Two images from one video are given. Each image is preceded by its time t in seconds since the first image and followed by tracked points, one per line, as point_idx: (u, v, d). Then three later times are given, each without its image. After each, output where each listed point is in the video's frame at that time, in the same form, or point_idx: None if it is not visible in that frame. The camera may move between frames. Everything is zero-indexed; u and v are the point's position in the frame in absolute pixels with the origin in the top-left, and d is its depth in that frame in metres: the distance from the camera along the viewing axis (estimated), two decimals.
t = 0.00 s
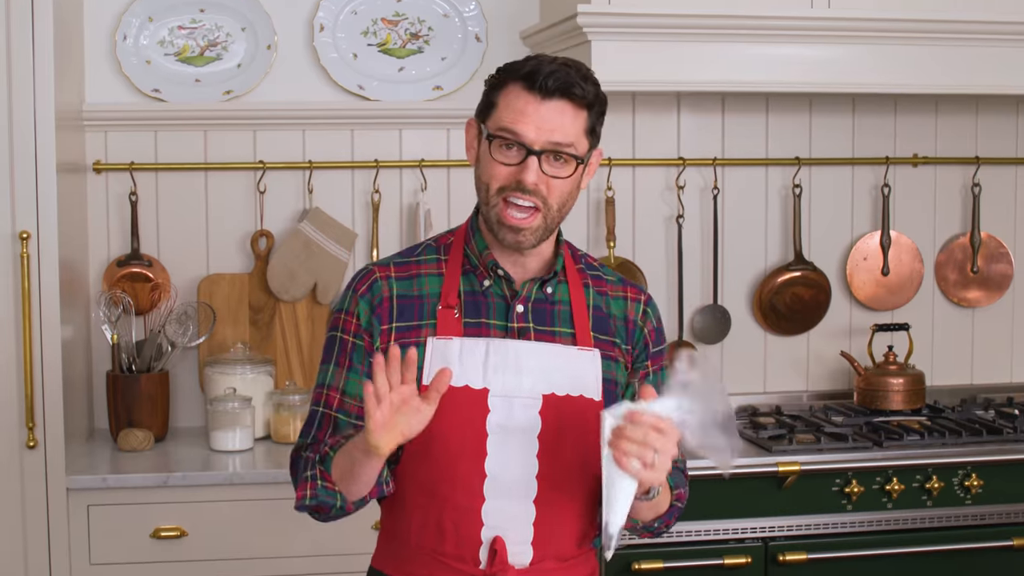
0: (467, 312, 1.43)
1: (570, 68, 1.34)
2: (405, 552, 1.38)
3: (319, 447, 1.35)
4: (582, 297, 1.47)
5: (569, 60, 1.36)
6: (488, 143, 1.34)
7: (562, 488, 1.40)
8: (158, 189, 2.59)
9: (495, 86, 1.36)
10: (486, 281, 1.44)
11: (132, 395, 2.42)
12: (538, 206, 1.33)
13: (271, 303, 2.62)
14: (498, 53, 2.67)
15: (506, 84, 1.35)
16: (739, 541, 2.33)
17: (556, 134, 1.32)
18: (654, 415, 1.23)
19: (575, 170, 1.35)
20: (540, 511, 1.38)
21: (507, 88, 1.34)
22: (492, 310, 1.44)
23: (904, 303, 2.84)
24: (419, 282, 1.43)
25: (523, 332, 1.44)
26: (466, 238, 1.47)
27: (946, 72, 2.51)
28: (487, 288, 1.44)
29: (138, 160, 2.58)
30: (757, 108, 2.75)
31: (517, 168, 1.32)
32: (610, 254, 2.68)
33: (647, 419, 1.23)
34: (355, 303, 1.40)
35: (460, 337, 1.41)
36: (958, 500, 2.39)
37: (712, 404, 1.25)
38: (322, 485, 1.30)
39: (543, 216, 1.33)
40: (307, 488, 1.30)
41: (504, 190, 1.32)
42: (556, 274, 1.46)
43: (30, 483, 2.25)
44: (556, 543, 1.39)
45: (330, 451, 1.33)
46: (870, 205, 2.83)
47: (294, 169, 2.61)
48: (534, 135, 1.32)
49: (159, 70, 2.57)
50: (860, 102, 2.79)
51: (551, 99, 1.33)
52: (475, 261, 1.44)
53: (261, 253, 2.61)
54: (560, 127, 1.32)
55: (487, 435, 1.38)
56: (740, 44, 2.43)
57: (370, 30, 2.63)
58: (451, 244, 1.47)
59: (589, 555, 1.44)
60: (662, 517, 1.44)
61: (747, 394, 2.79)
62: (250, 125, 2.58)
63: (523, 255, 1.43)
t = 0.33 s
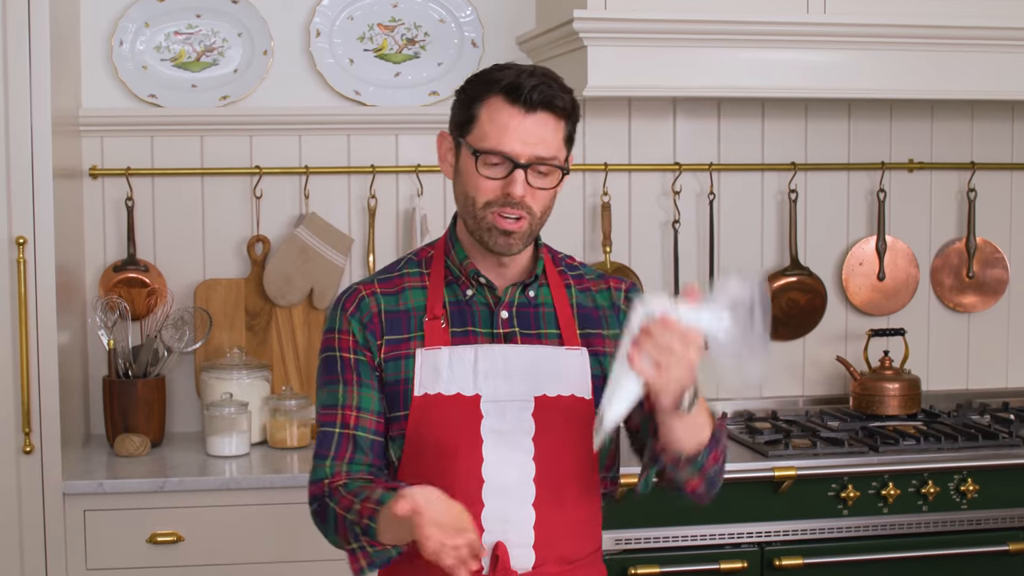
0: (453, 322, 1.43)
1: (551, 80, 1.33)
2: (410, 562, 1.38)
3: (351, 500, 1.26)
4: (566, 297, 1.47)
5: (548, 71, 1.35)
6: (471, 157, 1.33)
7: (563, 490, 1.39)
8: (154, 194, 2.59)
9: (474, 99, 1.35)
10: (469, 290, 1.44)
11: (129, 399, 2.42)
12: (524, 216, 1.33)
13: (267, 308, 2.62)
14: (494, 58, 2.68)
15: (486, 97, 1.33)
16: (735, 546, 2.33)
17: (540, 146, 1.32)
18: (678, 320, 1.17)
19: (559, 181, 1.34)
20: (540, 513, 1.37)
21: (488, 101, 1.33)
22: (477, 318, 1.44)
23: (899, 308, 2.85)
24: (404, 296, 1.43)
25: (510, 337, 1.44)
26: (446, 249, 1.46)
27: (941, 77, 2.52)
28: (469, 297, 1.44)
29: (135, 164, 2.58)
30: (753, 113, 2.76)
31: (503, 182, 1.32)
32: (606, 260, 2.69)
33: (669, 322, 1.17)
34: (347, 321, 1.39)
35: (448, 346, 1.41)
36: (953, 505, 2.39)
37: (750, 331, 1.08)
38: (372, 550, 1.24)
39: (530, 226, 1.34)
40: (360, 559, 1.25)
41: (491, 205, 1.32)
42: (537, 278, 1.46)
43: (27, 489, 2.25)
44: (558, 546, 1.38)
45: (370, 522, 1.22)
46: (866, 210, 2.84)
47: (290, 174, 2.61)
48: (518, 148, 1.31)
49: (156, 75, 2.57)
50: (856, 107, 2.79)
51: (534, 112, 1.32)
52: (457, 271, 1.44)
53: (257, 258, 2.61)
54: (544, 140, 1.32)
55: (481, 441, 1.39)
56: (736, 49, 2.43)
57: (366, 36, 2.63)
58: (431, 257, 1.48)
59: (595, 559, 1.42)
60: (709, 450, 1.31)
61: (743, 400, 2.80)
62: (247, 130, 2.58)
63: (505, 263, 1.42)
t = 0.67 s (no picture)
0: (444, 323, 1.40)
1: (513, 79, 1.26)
2: (421, 560, 1.37)
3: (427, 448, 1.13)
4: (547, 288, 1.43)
5: (512, 70, 1.28)
6: (438, 162, 1.28)
7: (569, 478, 1.38)
8: (151, 198, 2.59)
9: (439, 103, 1.29)
10: (454, 293, 1.40)
11: (126, 402, 2.42)
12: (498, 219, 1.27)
13: (264, 311, 2.62)
14: (492, 61, 2.68)
15: (451, 101, 1.28)
16: (732, 549, 2.33)
17: (507, 146, 1.25)
18: (613, 140, 1.08)
19: (529, 179, 1.28)
20: (547, 505, 1.36)
21: (454, 105, 1.27)
22: (465, 318, 1.41)
23: (896, 311, 2.85)
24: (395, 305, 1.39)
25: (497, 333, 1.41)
26: (427, 255, 1.43)
27: (938, 80, 2.52)
28: (455, 299, 1.41)
29: (131, 167, 2.58)
30: (750, 117, 2.76)
31: (471, 186, 1.26)
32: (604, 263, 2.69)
33: (604, 143, 1.08)
34: (351, 324, 1.35)
35: (445, 344, 1.38)
36: (951, 508, 2.39)
37: (684, 124, 1.14)
38: (459, 483, 1.08)
39: (502, 229, 1.29)
40: (446, 495, 1.08)
41: (462, 209, 1.27)
42: (518, 272, 1.42)
43: (24, 492, 2.25)
44: (568, 537, 1.37)
45: (456, 446, 1.08)
46: (864, 213, 2.84)
47: (288, 178, 2.61)
48: (485, 150, 1.25)
49: (153, 78, 2.57)
50: (853, 111, 2.80)
51: (498, 113, 1.25)
52: (439, 275, 1.41)
53: (255, 260, 2.61)
54: (510, 140, 1.25)
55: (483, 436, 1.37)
56: (733, 53, 2.43)
57: (364, 39, 2.63)
58: (415, 265, 1.43)
59: (605, 546, 1.41)
60: (692, 291, 1.22)
61: (741, 403, 2.80)
62: (244, 133, 2.58)
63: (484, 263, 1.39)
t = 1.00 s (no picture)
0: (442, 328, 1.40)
1: (480, 86, 1.27)
2: (427, 562, 1.37)
3: (437, 429, 1.15)
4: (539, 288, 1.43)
5: (480, 77, 1.29)
6: (409, 173, 1.29)
7: (572, 475, 1.38)
8: (150, 198, 2.59)
9: (411, 114, 1.31)
10: (446, 298, 1.40)
11: (124, 403, 2.42)
12: (470, 224, 1.28)
13: (262, 311, 2.62)
14: (490, 61, 2.68)
15: (420, 112, 1.29)
16: (731, 549, 2.33)
17: (475, 154, 1.26)
18: (594, 142, 1.08)
19: (502, 184, 1.28)
20: (552, 503, 1.36)
21: (423, 115, 1.28)
22: (461, 322, 1.41)
23: (894, 312, 2.85)
24: (392, 312, 1.39)
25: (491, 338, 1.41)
26: (418, 262, 1.42)
27: (936, 81, 2.51)
28: (449, 304, 1.41)
29: (129, 168, 2.57)
30: (748, 117, 2.75)
31: (441, 193, 1.26)
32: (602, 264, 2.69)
33: (585, 146, 1.08)
34: (350, 332, 1.36)
35: (446, 347, 1.38)
36: (948, 508, 2.39)
37: (664, 124, 1.14)
38: (474, 456, 1.10)
39: (476, 232, 1.29)
40: (462, 469, 1.10)
41: (432, 217, 1.28)
42: (507, 274, 1.42)
43: (22, 492, 2.25)
44: (574, 534, 1.36)
45: (467, 420, 1.10)
46: (862, 214, 2.84)
47: (286, 178, 2.61)
48: (454, 159, 1.26)
49: (151, 79, 2.57)
50: (851, 111, 2.80)
51: (465, 121, 1.26)
52: (431, 281, 1.40)
53: (253, 261, 2.61)
54: (479, 148, 1.26)
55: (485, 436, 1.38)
56: (731, 53, 2.43)
57: (362, 39, 2.63)
58: (408, 273, 1.43)
59: (613, 543, 1.41)
60: (677, 284, 1.23)
61: (738, 403, 2.80)
62: (241, 133, 2.58)
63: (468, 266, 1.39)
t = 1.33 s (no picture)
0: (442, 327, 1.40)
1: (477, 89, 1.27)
2: (428, 560, 1.37)
3: (444, 418, 1.15)
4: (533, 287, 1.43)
5: (477, 79, 1.29)
6: (405, 175, 1.29)
7: (572, 471, 1.38)
8: (149, 195, 2.59)
9: (407, 115, 1.30)
10: (443, 297, 1.40)
11: (123, 400, 2.42)
12: (464, 227, 1.28)
13: (262, 308, 2.62)
14: (490, 59, 2.68)
15: (416, 114, 1.28)
16: (730, 546, 2.33)
17: (471, 159, 1.26)
18: (595, 132, 1.08)
19: (497, 189, 1.28)
20: (553, 499, 1.36)
21: (419, 116, 1.28)
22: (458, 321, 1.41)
23: (894, 310, 2.85)
24: (392, 313, 1.39)
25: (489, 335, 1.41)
26: (413, 262, 1.42)
27: (936, 78, 2.51)
28: (446, 304, 1.40)
29: (129, 165, 2.57)
30: (748, 115, 2.75)
31: (437, 197, 1.26)
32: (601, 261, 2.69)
33: (585, 135, 1.08)
34: (352, 333, 1.36)
35: (447, 344, 1.38)
36: (949, 505, 2.39)
37: (665, 116, 1.14)
38: (482, 442, 1.11)
39: (470, 235, 1.29)
40: (472, 456, 1.11)
41: (427, 218, 1.28)
42: (503, 272, 1.42)
43: (21, 489, 2.25)
44: (576, 529, 1.36)
45: (470, 407, 1.11)
46: (862, 211, 2.84)
47: (286, 175, 2.61)
48: (450, 163, 1.26)
49: (151, 76, 2.56)
50: (851, 108, 2.79)
51: (462, 125, 1.26)
52: (427, 280, 1.40)
53: (253, 258, 2.61)
54: (474, 151, 1.26)
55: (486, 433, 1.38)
56: (732, 50, 2.42)
57: (361, 36, 2.63)
58: (404, 274, 1.43)
59: (614, 539, 1.40)
60: (671, 280, 1.23)
61: (738, 400, 2.80)
62: (241, 131, 2.58)
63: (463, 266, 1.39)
